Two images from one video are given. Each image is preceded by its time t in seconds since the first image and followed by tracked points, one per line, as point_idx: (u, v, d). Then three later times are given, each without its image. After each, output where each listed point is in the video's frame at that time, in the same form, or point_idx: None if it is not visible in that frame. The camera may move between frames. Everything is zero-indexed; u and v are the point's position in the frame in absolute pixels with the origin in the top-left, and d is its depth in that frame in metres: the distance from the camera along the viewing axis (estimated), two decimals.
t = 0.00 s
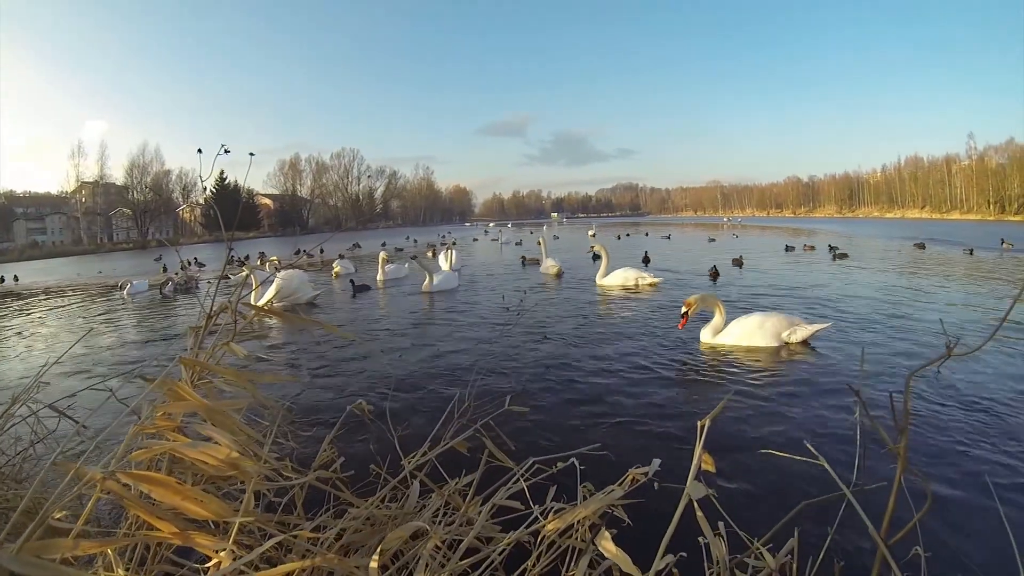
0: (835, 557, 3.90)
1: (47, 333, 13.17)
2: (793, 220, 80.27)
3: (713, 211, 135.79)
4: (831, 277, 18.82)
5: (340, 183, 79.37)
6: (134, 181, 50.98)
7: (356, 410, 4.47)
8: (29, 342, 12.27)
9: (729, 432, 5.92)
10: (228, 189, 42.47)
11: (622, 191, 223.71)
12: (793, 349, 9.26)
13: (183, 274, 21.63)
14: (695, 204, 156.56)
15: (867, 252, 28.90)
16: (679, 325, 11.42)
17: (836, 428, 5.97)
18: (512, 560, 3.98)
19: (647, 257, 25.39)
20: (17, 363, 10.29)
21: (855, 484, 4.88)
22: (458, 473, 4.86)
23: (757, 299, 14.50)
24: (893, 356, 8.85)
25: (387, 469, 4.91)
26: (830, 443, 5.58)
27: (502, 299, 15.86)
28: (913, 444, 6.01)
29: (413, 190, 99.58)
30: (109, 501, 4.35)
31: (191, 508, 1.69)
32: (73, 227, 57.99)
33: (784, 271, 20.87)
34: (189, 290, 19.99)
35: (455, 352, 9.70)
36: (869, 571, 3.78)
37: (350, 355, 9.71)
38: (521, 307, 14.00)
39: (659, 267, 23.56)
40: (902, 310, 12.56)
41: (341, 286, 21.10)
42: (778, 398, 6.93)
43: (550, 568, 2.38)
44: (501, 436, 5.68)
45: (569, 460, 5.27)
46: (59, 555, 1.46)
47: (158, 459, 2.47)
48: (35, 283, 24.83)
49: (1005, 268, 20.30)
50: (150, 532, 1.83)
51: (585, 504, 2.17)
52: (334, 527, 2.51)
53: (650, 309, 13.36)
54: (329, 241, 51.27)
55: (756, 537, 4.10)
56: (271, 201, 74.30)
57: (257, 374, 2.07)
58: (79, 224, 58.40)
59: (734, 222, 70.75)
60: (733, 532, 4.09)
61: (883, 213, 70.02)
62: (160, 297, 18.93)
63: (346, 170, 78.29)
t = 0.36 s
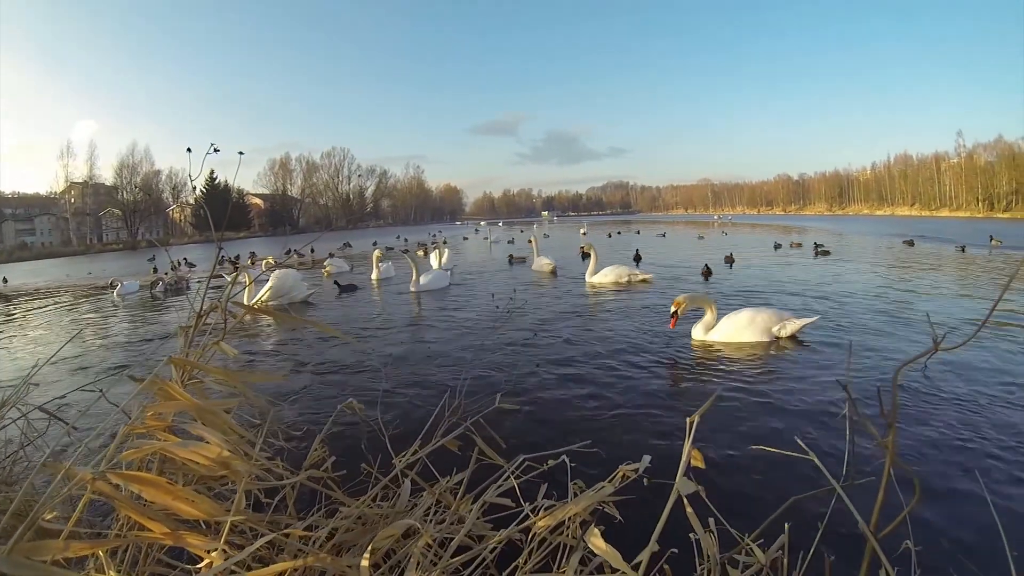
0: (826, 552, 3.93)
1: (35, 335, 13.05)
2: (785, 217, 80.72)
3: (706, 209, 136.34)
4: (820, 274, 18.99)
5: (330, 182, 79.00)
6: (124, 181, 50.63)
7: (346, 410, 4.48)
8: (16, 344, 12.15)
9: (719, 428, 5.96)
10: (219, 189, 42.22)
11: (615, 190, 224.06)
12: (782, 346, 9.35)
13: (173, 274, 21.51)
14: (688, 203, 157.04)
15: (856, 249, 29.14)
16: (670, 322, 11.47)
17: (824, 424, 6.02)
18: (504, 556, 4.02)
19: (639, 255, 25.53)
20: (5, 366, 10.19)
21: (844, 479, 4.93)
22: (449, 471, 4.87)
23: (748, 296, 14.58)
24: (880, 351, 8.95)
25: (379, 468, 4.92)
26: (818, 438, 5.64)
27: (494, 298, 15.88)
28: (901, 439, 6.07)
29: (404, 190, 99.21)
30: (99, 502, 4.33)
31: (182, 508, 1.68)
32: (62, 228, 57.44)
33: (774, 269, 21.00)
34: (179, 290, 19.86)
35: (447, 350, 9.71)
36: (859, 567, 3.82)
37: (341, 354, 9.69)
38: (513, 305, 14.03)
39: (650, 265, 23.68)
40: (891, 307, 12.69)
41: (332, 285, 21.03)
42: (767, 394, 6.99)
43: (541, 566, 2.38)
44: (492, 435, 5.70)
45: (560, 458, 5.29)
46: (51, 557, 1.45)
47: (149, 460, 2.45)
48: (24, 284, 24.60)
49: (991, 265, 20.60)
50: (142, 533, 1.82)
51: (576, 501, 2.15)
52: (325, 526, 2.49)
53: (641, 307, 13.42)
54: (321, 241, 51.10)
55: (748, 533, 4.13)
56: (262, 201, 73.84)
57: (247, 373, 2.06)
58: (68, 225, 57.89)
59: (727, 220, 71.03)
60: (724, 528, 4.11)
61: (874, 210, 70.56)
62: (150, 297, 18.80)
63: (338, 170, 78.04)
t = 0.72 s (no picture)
0: (819, 552, 3.94)
1: (29, 336, 13.01)
2: (781, 218, 80.95)
3: (702, 210, 136.68)
4: (814, 274, 19.07)
5: (325, 183, 78.84)
6: (118, 182, 50.47)
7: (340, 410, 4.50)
8: (10, 345, 12.11)
9: (713, 428, 5.97)
10: (214, 190, 42.15)
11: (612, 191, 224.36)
12: (776, 345, 9.39)
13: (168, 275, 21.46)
14: (684, 203, 157.40)
15: (851, 249, 29.25)
16: (665, 322, 11.49)
17: (817, 423, 6.05)
18: (497, 556, 4.02)
19: (634, 256, 25.65)
20: None
21: (838, 479, 4.94)
22: (443, 471, 4.89)
23: (743, 297, 14.63)
24: (873, 350, 9.00)
25: (373, 468, 4.94)
26: (811, 438, 5.67)
27: (490, 298, 15.90)
28: (895, 439, 6.10)
29: (399, 190, 99.12)
30: (91, 503, 4.31)
31: (174, 507, 1.66)
32: (56, 228, 57.19)
33: (769, 269, 21.09)
34: (174, 290, 19.82)
35: (442, 350, 9.72)
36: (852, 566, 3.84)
37: (337, 353, 9.69)
38: (508, 305, 14.06)
39: (645, 266, 23.73)
40: (885, 306, 12.76)
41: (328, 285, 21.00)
42: (760, 393, 7.03)
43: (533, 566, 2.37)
44: (486, 435, 5.73)
45: (553, 457, 5.32)
46: (43, 557, 1.43)
47: (142, 459, 2.43)
48: (17, 285, 24.50)
49: (983, 265, 20.75)
50: (135, 533, 1.81)
51: (569, 501, 2.14)
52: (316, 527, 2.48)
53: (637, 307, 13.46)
54: (317, 242, 51.06)
55: (741, 533, 4.14)
56: (257, 201, 73.59)
57: (241, 373, 2.05)
58: (62, 225, 57.62)
59: (723, 220, 71.23)
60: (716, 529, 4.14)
61: (869, 211, 70.82)
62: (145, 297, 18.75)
63: (334, 170, 77.99)
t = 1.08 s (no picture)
0: (814, 553, 3.96)
1: (23, 334, 12.96)
2: (777, 220, 81.23)
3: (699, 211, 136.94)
4: (809, 276, 19.15)
5: (321, 183, 78.70)
6: (114, 180, 50.35)
7: (335, 410, 4.51)
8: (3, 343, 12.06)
9: (707, 429, 5.99)
10: (210, 189, 42.08)
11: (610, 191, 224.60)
12: (771, 346, 9.43)
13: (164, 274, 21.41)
14: (681, 204, 157.69)
15: (846, 251, 29.38)
16: (660, 323, 11.52)
17: (812, 424, 6.07)
18: (491, 556, 4.04)
19: (630, 257, 25.76)
20: None
21: (833, 480, 4.96)
22: (437, 472, 4.90)
23: (738, 298, 14.69)
24: (867, 351, 9.05)
25: (367, 468, 4.94)
26: (806, 439, 5.69)
27: (485, 298, 15.93)
28: (889, 440, 6.13)
29: (396, 191, 99.01)
30: (84, 502, 4.29)
31: (168, 506, 1.65)
32: (51, 226, 56.99)
33: (764, 270, 21.19)
34: (169, 290, 19.78)
35: (438, 350, 9.73)
36: (846, 567, 3.86)
37: (333, 353, 9.69)
38: (504, 305, 14.09)
39: (640, 267, 23.79)
40: (879, 307, 12.84)
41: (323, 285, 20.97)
42: (755, 393, 7.06)
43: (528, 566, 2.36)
44: (480, 435, 5.75)
45: (548, 457, 5.34)
46: (35, 557, 1.41)
47: (135, 458, 2.41)
48: (10, 283, 24.42)
49: (976, 267, 20.91)
50: (128, 532, 1.79)
51: (563, 501, 2.14)
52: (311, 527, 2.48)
53: (633, 308, 13.50)
54: (314, 242, 50.98)
55: (736, 534, 4.15)
56: (253, 200, 73.38)
57: (235, 372, 2.04)
58: (57, 224, 57.44)
59: (719, 222, 71.46)
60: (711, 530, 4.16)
61: (865, 213, 71.11)
62: (140, 296, 18.70)
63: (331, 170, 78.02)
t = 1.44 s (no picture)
0: (807, 554, 3.98)
1: (16, 329, 12.91)
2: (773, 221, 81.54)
3: (696, 212, 137.27)
4: (804, 277, 19.24)
5: (318, 180, 78.53)
6: (109, 175, 50.14)
7: (329, 407, 4.51)
8: None
9: (701, 429, 6.00)
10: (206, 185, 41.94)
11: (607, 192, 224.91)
12: (765, 347, 9.47)
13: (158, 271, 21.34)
14: (678, 205, 158.02)
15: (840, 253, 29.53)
16: (655, 323, 11.55)
17: (805, 425, 6.10)
18: (485, 555, 4.05)
19: (625, 257, 25.82)
20: None
21: (826, 481, 4.99)
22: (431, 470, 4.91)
23: (733, 298, 14.75)
24: (861, 353, 9.10)
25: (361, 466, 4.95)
26: (800, 440, 5.70)
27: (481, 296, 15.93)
28: (882, 441, 6.16)
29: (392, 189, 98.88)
30: (75, 498, 4.26)
31: (160, 502, 1.63)
32: (45, 221, 56.69)
33: (759, 271, 21.27)
34: (164, 286, 19.71)
35: (433, 348, 9.73)
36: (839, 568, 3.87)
37: (328, 350, 9.68)
38: (499, 304, 14.10)
39: (636, 267, 23.84)
40: (873, 309, 12.91)
41: (319, 282, 20.92)
42: (749, 394, 7.09)
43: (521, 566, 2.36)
44: (474, 433, 5.75)
45: (542, 456, 5.35)
46: (25, 552, 1.39)
47: (128, 454, 2.39)
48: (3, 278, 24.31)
49: (970, 270, 21.07)
50: (120, 528, 1.78)
51: (557, 500, 2.14)
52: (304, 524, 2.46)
53: (628, 307, 13.52)
54: (310, 240, 50.91)
55: (730, 534, 4.16)
56: (249, 197, 73.13)
57: (229, 368, 2.03)
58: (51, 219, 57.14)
59: (715, 223, 71.68)
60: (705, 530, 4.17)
61: (860, 215, 71.43)
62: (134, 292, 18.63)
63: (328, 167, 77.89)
